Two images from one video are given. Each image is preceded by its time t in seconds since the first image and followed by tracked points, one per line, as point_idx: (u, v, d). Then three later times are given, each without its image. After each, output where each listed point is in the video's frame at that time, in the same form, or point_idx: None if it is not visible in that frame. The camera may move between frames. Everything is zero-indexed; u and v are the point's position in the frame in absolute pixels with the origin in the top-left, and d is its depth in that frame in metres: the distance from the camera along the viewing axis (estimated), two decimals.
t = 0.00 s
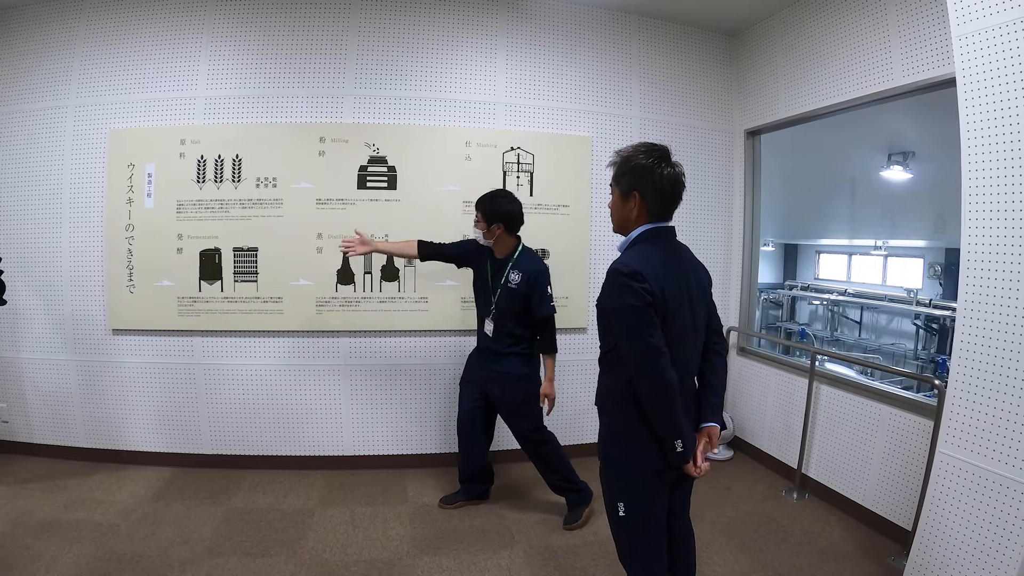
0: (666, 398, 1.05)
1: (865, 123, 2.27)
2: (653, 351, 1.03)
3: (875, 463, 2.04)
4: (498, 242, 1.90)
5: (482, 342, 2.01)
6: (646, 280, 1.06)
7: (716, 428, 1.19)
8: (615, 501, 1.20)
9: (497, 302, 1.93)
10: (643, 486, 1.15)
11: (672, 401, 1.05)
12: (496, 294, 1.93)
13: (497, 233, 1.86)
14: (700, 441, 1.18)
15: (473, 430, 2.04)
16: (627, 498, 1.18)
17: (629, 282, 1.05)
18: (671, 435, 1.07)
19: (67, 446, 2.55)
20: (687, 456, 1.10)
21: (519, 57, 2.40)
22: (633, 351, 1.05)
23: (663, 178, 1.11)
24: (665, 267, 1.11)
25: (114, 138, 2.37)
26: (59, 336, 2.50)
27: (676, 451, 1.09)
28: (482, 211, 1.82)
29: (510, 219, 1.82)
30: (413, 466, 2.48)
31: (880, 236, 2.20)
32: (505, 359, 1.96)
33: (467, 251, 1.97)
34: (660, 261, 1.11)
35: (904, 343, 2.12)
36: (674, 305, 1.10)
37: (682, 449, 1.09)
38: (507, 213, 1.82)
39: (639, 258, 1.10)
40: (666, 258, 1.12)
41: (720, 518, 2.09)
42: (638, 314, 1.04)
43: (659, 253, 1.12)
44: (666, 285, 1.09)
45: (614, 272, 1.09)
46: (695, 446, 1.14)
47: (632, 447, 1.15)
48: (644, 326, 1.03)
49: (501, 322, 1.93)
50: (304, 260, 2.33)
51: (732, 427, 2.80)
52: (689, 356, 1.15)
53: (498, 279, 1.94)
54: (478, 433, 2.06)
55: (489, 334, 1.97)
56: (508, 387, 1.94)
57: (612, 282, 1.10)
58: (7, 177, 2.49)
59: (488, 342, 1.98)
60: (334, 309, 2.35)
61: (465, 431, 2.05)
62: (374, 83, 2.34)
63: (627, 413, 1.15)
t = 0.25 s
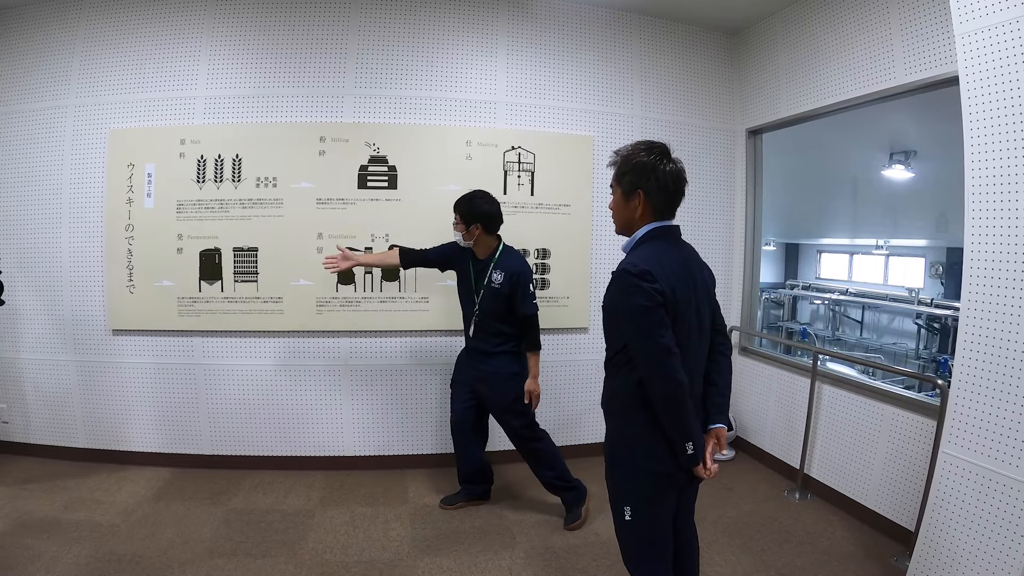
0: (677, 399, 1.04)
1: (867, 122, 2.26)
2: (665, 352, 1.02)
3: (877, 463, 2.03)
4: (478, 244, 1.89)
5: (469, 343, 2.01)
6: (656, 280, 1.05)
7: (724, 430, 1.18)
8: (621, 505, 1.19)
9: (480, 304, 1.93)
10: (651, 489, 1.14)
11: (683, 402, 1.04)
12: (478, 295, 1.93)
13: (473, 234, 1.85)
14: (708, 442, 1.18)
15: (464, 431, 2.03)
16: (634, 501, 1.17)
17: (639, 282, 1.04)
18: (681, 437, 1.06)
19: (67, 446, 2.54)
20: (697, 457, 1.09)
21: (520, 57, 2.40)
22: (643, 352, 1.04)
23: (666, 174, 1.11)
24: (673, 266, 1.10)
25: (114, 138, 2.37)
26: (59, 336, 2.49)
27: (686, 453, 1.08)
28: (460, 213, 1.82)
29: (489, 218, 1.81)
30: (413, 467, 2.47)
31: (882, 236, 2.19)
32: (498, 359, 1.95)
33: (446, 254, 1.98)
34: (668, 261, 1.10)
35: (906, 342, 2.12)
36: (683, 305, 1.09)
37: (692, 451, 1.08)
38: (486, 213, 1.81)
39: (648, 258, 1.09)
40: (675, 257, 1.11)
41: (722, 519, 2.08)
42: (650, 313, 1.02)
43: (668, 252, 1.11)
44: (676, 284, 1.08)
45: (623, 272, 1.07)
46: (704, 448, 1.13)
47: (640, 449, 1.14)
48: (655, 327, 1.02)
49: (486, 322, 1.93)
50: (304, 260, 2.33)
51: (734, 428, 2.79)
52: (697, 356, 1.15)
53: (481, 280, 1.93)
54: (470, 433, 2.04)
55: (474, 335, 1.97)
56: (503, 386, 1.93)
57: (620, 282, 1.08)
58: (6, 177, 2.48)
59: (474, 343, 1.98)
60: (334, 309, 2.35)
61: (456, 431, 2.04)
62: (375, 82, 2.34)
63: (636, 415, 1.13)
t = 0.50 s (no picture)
0: (690, 400, 1.03)
1: (869, 121, 2.26)
2: (677, 352, 1.01)
3: (880, 464, 2.03)
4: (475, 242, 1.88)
5: (467, 342, 2.02)
6: (668, 279, 1.04)
7: (731, 428, 1.18)
8: (629, 507, 1.19)
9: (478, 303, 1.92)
10: (660, 490, 1.14)
11: (694, 402, 1.03)
12: (477, 294, 1.92)
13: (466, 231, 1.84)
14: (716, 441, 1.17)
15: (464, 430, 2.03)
16: (642, 503, 1.16)
17: (652, 282, 1.03)
18: (692, 437, 1.06)
19: (68, 446, 2.54)
20: (707, 457, 1.09)
21: (522, 56, 2.39)
22: (655, 351, 1.03)
23: (674, 171, 1.11)
24: (683, 265, 1.09)
25: (115, 137, 2.36)
26: (60, 336, 2.49)
27: (696, 453, 1.08)
28: (455, 212, 1.81)
29: (485, 217, 1.80)
30: (415, 467, 2.46)
31: (883, 236, 2.19)
32: (498, 358, 1.94)
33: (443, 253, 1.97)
34: (678, 259, 1.10)
35: (908, 342, 2.12)
36: (693, 304, 1.09)
37: (702, 451, 1.07)
38: (482, 212, 1.80)
39: (659, 257, 1.08)
40: (684, 256, 1.11)
41: (726, 519, 2.07)
42: (662, 312, 1.02)
43: (678, 251, 1.11)
44: (686, 283, 1.08)
45: (635, 271, 1.06)
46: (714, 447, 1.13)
47: (649, 450, 1.13)
48: (668, 327, 1.01)
49: (484, 322, 1.93)
50: (306, 260, 2.32)
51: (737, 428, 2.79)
52: (705, 356, 1.14)
53: (479, 279, 1.93)
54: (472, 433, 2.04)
55: (473, 334, 1.97)
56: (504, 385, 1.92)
57: (632, 281, 1.07)
58: (8, 176, 2.47)
59: (473, 342, 1.98)
60: (337, 308, 2.34)
61: (456, 431, 2.04)
62: (377, 81, 2.33)
63: (645, 415, 1.12)
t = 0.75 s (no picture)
0: (699, 397, 1.03)
1: (872, 119, 2.25)
2: (687, 349, 1.01)
3: (883, 463, 2.02)
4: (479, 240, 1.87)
5: (473, 339, 2.02)
6: (678, 276, 1.04)
7: (737, 425, 1.18)
8: (635, 506, 1.18)
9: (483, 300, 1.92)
10: (666, 487, 1.13)
11: (703, 399, 1.03)
12: (481, 291, 1.92)
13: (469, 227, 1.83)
14: (722, 437, 1.16)
15: (470, 428, 2.02)
16: (648, 502, 1.15)
17: (662, 278, 1.02)
18: (700, 434, 1.06)
19: (68, 444, 2.53)
20: (714, 454, 1.08)
21: (524, 53, 2.39)
22: (665, 349, 1.02)
23: (679, 165, 1.10)
24: (692, 261, 1.09)
25: (115, 135, 2.35)
26: (60, 335, 2.48)
27: (704, 450, 1.07)
28: (460, 209, 1.80)
29: (490, 213, 1.80)
30: (417, 466, 2.45)
31: (885, 234, 2.18)
32: (504, 356, 1.93)
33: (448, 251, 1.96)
34: (686, 255, 1.09)
35: (908, 342, 2.12)
36: (702, 301, 1.09)
37: (710, 448, 1.07)
38: (487, 208, 1.80)
39: (667, 254, 1.07)
40: (693, 252, 1.10)
41: (728, 517, 2.07)
42: (673, 309, 1.01)
43: (686, 248, 1.10)
44: (694, 279, 1.07)
45: (644, 268, 1.05)
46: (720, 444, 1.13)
47: (656, 448, 1.13)
48: (678, 324, 1.01)
49: (490, 319, 1.92)
50: (307, 257, 2.31)
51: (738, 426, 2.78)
52: (713, 353, 1.14)
53: (483, 276, 1.92)
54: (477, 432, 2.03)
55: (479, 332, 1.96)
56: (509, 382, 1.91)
57: (641, 277, 1.06)
58: (8, 174, 2.47)
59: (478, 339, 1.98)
60: (338, 306, 2.33)
61: (462, 429, 2.03)
62: (379, 78, 2.33)
63: (653, 413, 1.12)
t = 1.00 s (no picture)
0: (700, 403, 1.03)
1: (872, 121, 2.24)
2: (689, 355, 1.01)
3: (883, 465, 2.02)
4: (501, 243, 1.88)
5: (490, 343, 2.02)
6: (680, 282, 1.04)
7: (739, 430, 1.17)
8: (635, 510, 1.18)
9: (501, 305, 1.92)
10: (667, 492, 1.13)
11: (705, 406, 1.03)
12: (501, 295, 1.92)
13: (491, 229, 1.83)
14: (723, 442, 1.16)
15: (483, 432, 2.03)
16: (649, 507, 1.15)
17: (665, 285, 1.02)
18: (702, 440, 1.06)
19: (68, 446, 2.53)
20: (715, 460, 1.08)
21: (525, 55, 2.39)
22: (668, 355, 1.02)
23: (682, 171, 1.10)
24: (694, 267, 1.09)
25: (115, 137, 2.35)
26: (60, 337, 2.48)
27: (705, 456, 1.07)
28: (482, 213, 1.81)
29: (512, 218, 1.80)
30: (417, 468, 2.45)
31: (885, 236, 2.18)
32: (519, 362, 1.93)
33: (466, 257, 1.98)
34: (689, 261, 1.09)
35: (908, 342, 2.12)
36: (704, 307, 1.09)
37: (711, 454, 1.07)
38: (509, 213, 1.79)
39: (670, 260, 1.07)
40: (695, 258, 1.10)
41: (728, 520, 2.07)
42: (675, 316, 1.00)
43: (689, 253, 1.10)
44: (696, 285, 1.07)
45: (647, 274, 1.05)
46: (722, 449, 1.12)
47: (656, 453, 1.12)
48: (680, 331, 1.01)
49: (507, 324, 1.92)
50: (306, 259, 2.31)
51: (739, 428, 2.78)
52: (715, 359, 1.14)
53: (503, 281, 1.92)
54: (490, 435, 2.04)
55: (496, 336, 1.96)
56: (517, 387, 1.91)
57: (643, 283, 1.06)
58: (8, 176, 2.46)
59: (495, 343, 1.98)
60: (338, 309, 2.33)
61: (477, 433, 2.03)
62: (380, 81, 2.32)
63: (655, 419, 1.12)
